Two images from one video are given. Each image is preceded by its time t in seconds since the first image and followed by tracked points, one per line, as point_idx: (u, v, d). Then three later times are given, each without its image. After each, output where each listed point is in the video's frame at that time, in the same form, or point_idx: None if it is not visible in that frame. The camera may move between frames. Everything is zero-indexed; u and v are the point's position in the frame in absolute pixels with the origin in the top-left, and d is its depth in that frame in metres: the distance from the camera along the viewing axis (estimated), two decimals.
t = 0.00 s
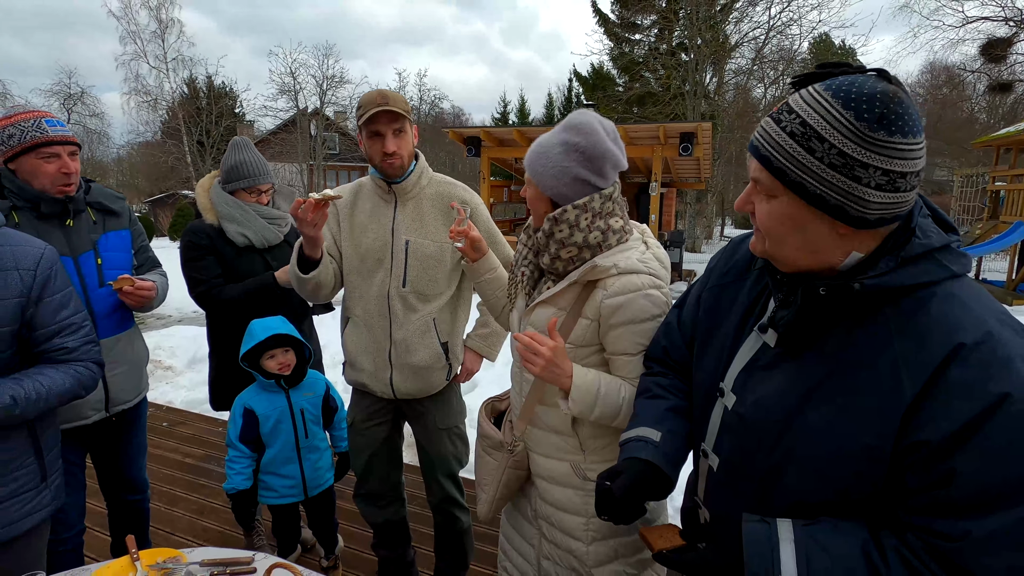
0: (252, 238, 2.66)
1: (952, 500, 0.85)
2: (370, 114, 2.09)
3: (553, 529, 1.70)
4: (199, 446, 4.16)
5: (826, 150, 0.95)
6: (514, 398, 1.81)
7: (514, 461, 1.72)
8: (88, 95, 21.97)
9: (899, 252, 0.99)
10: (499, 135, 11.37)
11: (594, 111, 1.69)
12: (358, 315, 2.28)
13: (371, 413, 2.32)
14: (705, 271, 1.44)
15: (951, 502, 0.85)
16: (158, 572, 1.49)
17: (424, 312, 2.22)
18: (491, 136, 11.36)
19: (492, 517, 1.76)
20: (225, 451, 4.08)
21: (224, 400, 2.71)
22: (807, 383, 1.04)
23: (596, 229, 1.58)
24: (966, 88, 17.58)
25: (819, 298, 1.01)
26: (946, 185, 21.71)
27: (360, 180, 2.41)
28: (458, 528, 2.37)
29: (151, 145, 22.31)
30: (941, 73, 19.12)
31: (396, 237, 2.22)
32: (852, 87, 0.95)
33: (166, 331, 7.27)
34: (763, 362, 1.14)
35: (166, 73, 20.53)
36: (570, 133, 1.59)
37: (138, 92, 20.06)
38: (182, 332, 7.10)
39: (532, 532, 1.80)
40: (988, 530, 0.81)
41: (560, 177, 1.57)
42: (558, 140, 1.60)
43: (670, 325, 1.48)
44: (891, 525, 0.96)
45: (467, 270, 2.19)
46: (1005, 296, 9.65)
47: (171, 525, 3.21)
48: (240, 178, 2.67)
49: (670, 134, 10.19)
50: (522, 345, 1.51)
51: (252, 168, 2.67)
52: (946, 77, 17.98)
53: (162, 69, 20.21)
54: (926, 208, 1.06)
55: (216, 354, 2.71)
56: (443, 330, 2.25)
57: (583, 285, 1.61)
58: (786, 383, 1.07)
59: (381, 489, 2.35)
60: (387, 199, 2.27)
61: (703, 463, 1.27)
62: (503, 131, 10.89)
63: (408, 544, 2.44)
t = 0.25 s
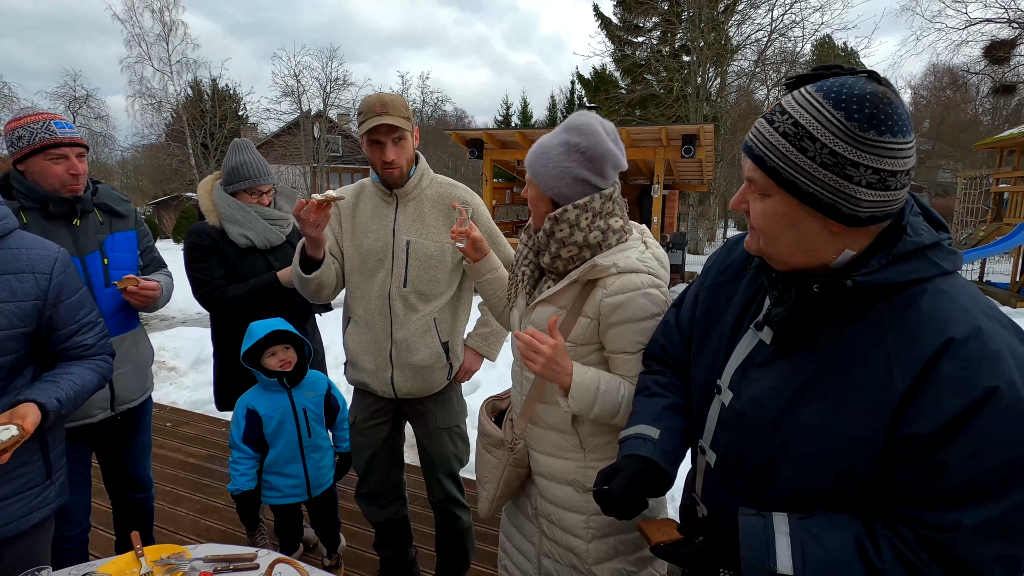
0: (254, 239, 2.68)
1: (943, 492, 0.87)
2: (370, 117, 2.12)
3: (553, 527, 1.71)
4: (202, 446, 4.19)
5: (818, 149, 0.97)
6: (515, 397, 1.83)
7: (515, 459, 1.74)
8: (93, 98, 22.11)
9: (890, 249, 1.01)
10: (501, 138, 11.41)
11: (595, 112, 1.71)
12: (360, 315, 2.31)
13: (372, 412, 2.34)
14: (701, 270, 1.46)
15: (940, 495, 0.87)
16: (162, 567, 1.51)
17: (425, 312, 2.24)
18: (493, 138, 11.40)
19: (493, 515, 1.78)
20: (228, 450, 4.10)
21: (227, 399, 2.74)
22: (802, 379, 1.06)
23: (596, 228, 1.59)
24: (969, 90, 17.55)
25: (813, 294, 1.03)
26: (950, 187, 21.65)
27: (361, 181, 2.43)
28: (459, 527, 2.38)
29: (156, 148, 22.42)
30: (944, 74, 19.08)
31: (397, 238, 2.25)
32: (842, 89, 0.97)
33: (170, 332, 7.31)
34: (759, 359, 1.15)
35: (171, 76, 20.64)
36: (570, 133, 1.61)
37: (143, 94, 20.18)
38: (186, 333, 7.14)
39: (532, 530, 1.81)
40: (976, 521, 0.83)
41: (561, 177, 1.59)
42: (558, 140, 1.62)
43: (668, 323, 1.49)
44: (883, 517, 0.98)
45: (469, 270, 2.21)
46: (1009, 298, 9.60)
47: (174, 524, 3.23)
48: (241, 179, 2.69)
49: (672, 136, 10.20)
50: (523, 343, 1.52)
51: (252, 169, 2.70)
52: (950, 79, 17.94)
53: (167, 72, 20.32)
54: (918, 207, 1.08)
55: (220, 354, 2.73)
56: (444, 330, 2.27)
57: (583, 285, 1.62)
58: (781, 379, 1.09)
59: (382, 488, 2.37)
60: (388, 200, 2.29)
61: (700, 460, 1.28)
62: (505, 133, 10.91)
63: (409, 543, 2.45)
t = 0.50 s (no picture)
0: (256, 241, 2.71)
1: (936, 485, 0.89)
2: (373, 120, 2.15)
3: (553, 526, 1.73)
4: (206, 446, 4.22)
5: (815, 156, 0.99)
6: (515, 396, 1.85)
7: (515, 458, 1.75)
8: (100, 101, 22.26)
9: (885, 247, 1.03)
10: (504, 140, 11.45)
11: (595, 115, 1.73)
12: (362, 316, 2.33)
13: (374, 412, 2.36)
14: (698, 272, 1.47)
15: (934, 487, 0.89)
16: (167, 563, 1.53)
17: (426, 313, 2.26)
18: (496, 140, 11.43)
19: (493, 513, 1.80)
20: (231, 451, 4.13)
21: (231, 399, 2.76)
22: (798, 376, 1.07)
23: (596, 230, 1.61)
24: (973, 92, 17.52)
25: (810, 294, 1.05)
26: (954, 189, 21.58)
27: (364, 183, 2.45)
28: (460, 527, 2.40)
29: (161, 150, 22.56)
30: (948, 76, 19.04)
31: (399, 239, 2.27)
32: (828, 95, 1.00)
33: (176, 333, 7.36)
34: (756, 358, 1.16)
35: (176, 79, 20.77)
36: (571, 136, 1.63)
37: (148, 97, 20.31)
38: (189, 334, 7.17)
39: (533, 529, 1.83)
40: (969, 511, 0.85)
41: (562, 179, 1.61)
42: (559, 142, 1.63)
43: (666, 324, 1.51)
44: (879, 511, 0.99)
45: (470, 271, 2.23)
46: (1013, 301, 9.57)
47: (178, 523, 3.25)
48: (242, 182, 2.72)
49: (674, 139, 10.22)
50: (523, 342, 1.54)
51: (253, 171, 2.73)
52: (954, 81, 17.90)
53: (172, 75, 20.44)
54: (910, 207, 1.10)
55: (224, 354, 2.76)
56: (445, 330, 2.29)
57: (584, 285, 1.64)
58: (778, 377, 1.10)
59: (384, 487, 2.38)
60: (390, 202, 2.31)
61: (697, 458, 1.30)
62: (508, 135, 10.95)
63: (410, 543, 2.47)
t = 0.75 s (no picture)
0: (258, 243, 2.73)
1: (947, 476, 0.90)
2: (375, 122, 2.16)
3: (553, 527, 1.73)
4: (210, 446, 4.24)
5: (841, 174, 0.98)
6: (516, 397, 1.86)
7: (516, 459, 1.75)
8: (106, 104, 22.41)
9: (888, 250, 1.04)
10: (507, 142, 11.48)
11: (594, 118, 1.75)
12: (364, 317, 2.34)
13: (376, 412, 2.37)
14: (695, 278, 1.49)
15: (946, 479, 0.91)
16: (170, 561, 1.54)
17: (428, 314, 2.27)
18: (499, 142, 11.45)
19: (493, 513, 1.80)
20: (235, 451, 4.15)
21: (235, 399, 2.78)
22: (807, 377, 1.08)
23: (596, 231, 1.62)
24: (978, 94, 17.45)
25: (819, 302, 1.08)
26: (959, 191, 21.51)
27: (365, 185, 2.47)
28: (461, 527, 2.41)
29: (166, 152, 22.69)
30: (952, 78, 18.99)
31: (401, 241, 2.28)
32: (814, 119, 1.01)
33: (180, 334, 7.40)
34: (762, 362, 1.17)
35: (181, 82, 20.89)
36: (571, 138, 1.64)
37: (154, 100, 20.43)
38: (193, 336, 7.20)
39: (533, 529, 1.83)
40: (978, 499, 0.87)
41: (562, 182, 1.62)
42: (559, 145, 1.65)
43: (664, 330, 1.52)
44: (889, 502, 1.01)
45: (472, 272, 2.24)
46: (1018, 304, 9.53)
47: (182, 523, 3.27)
48: (243, 184, 2.73)
49: (677, 141, 10.23)
50: (523, 343, 1.55)
51: (254, 174, 2.74)
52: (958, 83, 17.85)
53: (177, 78, 20.55)
54: (908, 208, 1.11)
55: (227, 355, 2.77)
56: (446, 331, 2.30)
57: (583, 287, 1.65)
58: (785, 380, 1.11)
59: (385, 488, 2.39)
60: (392, 204, 2.33)
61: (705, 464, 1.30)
62: (511, 138, 10.98)
63: (412, 543, 2.48)
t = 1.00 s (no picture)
0: (268, 244, 2.77)
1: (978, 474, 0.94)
2: (381, 125, 2.19)
3: (557, 525, 1.75)
4: (216, 446, 4.28)
5: (859, 199, 1.01)
6: (520, 397, 1.88)
7: (521, 458, 1.79)
8: (114, 107, 22.61)
9: (895, 263, 1.08)
10: (512, 144, 11.52)
11: (597, 121, 1.77)
12: (371, 318, 2.37)
13: (382, 412, 2.40)
14: (692, 291, 1.50)
15: (977, 480, 0.95)
16: (181, 557, 1.57)
17: (434, 315, 2.30)
18: (503, 144, 11.50)
19: (500, 512, 1.83)
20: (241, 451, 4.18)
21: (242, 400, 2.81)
22: (829, 393, 1.12)
23: (599, 233, 1.64)
24: (985, 95, 17.37)
25: (833, 318, 1.12)
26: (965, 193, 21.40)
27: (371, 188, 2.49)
28: (466, 526, 2.43)
29: (173, 155, 22.85)
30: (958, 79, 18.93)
31: (407, 243, 2.31)
32: (825, 144, 1.03)
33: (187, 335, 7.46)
34: (778, 378, 1.21)
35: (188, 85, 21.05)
36: (574, 142, 1.67)
37: (161, 103, 20.59)
38: (199, 337, 7.26)
39: (537, 528, 1.85)
40: (1011, 499, 0.91)
41: (565, 184, 1.65)
42: (563, 148, 1.67)
43: (664, 345, 1.53)
44: (922, 506, 1.05)
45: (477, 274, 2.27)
46: None
47: (189, 522, 3.31)
48: (251, 185, 2.76)
49: (681, 143, 10.24)
50: (527, 343, 1.58)
51: (262, 174, 2.76)
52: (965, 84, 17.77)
53: (183, 81, 20.71)
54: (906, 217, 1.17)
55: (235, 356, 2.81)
56: (452, 332, 2.33)
57: (586, 288, 1.67)
58: (804, 398, 1.15)
59: (391, 486, 2.42)
60: (397, 206, 2.36)
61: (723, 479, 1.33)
62: (515, 140, 11.01)
63: (417, 542, 2.50)
